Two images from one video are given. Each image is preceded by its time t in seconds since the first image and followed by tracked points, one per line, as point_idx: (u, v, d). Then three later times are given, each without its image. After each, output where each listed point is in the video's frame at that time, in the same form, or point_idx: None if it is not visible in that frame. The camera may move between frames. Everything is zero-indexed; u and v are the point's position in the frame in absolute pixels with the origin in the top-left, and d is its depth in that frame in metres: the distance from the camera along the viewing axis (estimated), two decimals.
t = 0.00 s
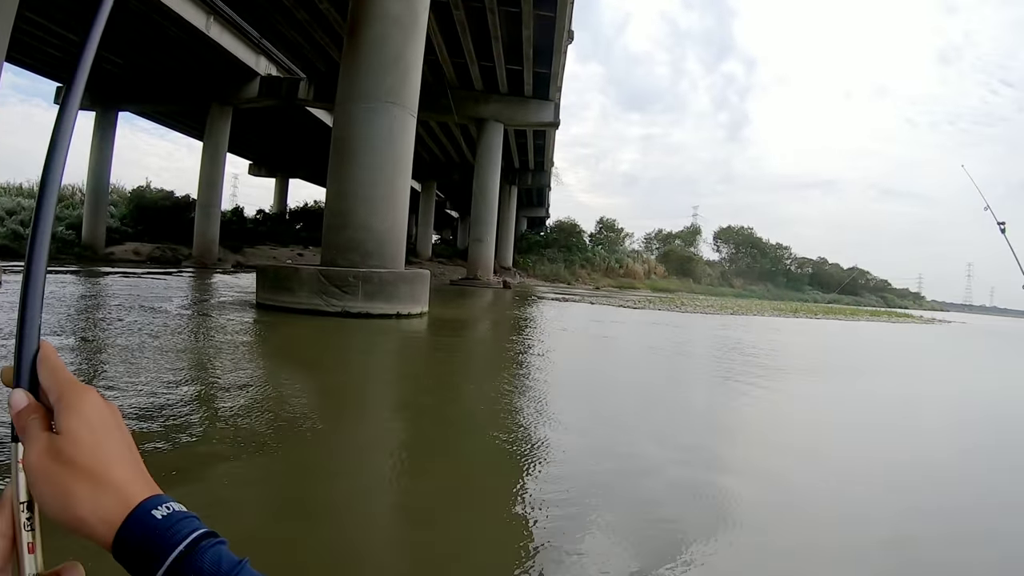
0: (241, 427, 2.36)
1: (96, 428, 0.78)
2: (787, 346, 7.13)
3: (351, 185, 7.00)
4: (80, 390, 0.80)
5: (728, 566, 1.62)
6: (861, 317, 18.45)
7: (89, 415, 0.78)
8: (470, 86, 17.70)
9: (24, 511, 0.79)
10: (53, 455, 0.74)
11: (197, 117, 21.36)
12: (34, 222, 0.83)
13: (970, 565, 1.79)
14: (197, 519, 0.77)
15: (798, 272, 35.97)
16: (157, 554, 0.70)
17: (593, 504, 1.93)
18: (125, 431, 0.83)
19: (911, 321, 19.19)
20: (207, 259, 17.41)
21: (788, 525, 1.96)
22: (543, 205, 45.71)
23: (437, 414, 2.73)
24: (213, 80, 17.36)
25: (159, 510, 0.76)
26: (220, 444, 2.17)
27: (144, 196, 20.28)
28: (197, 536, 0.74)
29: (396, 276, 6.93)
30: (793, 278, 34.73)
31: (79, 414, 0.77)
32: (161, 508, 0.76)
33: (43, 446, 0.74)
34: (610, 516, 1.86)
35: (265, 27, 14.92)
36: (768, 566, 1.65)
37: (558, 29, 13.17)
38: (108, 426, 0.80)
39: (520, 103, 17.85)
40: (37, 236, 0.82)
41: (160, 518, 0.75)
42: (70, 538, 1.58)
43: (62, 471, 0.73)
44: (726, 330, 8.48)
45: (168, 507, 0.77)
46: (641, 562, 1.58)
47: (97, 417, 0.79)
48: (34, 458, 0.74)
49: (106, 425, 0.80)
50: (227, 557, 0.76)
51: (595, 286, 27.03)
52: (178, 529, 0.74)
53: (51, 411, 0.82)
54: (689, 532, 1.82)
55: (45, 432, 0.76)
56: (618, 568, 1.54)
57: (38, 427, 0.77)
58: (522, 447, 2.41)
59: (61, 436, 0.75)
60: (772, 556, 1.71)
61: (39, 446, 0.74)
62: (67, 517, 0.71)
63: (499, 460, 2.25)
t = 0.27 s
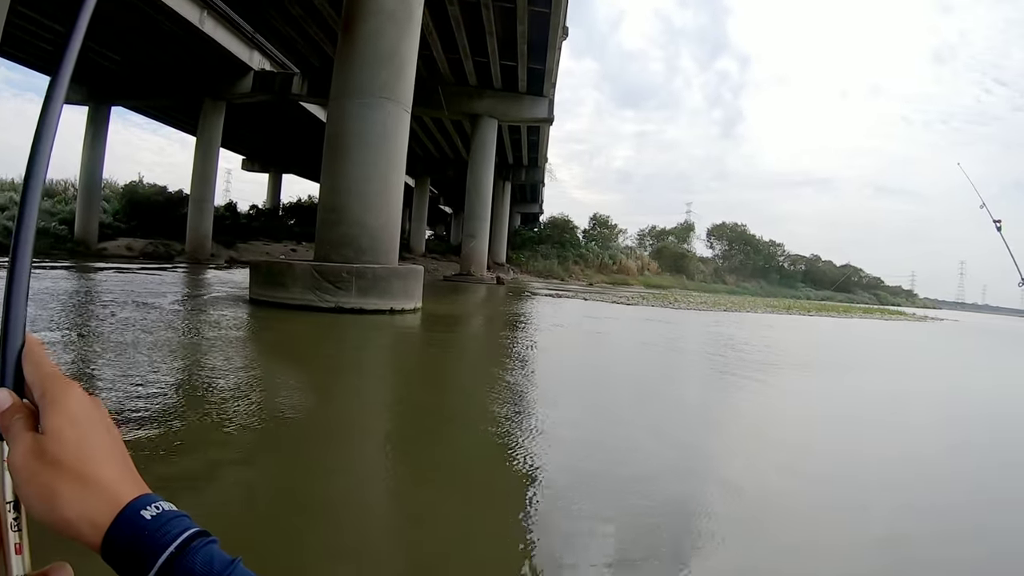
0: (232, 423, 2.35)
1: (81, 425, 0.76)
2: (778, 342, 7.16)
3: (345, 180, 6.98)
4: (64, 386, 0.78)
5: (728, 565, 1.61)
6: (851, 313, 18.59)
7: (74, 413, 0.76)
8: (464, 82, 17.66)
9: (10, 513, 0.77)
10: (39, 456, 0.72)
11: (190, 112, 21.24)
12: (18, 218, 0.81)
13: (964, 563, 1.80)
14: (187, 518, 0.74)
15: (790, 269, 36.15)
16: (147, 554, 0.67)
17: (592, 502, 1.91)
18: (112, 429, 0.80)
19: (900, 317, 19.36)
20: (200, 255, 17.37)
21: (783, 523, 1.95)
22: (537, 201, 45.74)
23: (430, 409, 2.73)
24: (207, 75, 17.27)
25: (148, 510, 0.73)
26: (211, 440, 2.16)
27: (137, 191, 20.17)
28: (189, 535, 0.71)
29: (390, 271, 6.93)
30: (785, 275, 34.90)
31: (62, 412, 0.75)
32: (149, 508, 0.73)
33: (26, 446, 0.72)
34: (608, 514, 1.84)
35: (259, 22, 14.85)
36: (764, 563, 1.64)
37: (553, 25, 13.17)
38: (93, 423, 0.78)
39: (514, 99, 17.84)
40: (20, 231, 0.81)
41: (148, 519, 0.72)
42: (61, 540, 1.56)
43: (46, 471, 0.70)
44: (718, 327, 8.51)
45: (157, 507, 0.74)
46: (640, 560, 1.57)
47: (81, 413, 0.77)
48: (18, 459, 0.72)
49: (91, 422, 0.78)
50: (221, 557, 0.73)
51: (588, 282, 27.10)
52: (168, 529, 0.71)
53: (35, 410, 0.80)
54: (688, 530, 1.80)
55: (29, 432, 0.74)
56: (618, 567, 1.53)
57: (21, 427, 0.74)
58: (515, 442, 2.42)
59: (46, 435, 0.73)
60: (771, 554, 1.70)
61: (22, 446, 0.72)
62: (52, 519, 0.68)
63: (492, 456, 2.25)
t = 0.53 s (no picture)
0: (227, 417, 2.35)
1: (87, 423, 0.77)
2: (773, 340, 7.18)
3: (341, 176, 6.97)
4: (71, 384, 0.79)
5: (725, 562, 1.62)
6: (845, 311, 18.64)
7: (81, 412, 0.77)
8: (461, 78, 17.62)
9: (15, 511, 0.77)
10: (46, 454, 0.73)
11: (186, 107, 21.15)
12: (27, 213, 0.82)
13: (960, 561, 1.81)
14: (195, 518, 0.76)
15: (786, 267, 36.24)
16: (154, 556, 0.69)
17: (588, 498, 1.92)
18: (118, 428, 0.81)
19: (893, 316, 19.43)
20: (195, 250, 17.33)
21: (780, 520, 1.96)
22: (532, 198, 45.71)
23: (425, 405, 2.75)
24: (203, 69, 17.19)
25: (156, 509, 0.75)
26: (207, 433, 2.17)
27: (132, 185, 20.09)
28: (196, 536, 0.73)
29: (386, 267, 6.92)
30: (780, 273, 34.97)
31: (69, 410, 0.76)
32: (156, 508, 0.75)
33: (33, 444, 0.73)
34: (603, 510, 1.85)
35: (255, 16, 14.80)
36: (759, 559, 1.66)
37: (550, 21, 13.17)
38: (99, 421, 0.79)
39: (511, 95, 17.82)
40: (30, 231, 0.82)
41: (156, 518, 0.73)
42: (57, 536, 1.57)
43: (53, 470, 0.72)
44: (713, 324, 8.54)
45: (165, 507, 0.76)
46: (637, 557, 1.58)
47: (88, 412, 0.78)
48: (25, 458, 0.73)
49: (98, 421, 0.79)
50: (227, 556, 0.74)
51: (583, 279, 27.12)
52: (175, 529, 0.72)
53: (41, 407, 0.80)
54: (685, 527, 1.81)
55: (36, 430, 0.75)
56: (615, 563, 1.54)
57: (28, 425, 0.75)
58: (510, 438, 2.42)
59: (52, 434, 0.74)
60: (767, 551, 1.71)
61: (29, 445, 0.73)
62: (59, 518, 0.70)
63: (487, 451, 2.26)
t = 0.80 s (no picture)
0: (225, 413, 2.36)
1: (100, 423, 0.78)
2: (766, 338, 7.19)
3: (337, 172, 6.95)
4: (83, 384, 0.80)
5: (720, 558, 1.63)
6: (838, 310, 18.70)
7: (94, 413, 0.79)
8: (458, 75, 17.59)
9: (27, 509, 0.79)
10: (59, 453, 0.75)
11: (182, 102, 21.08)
12: (40, 218, 0.83)
13: (951, 559, 1.82)
14: (205, 518, 0.78)
15: (781, 266, 36.32)
16: (167, 555, 0.71)
17: (584, 494, 1.94)
18: (129, 427, 0.83)
19: (886, 315, 19.50)
20: (190, 245, 17.28)
21: (773, 518, 1.96)
22: (528, 195, 45.68)
23: (422, 401, 2.75)
24: (199, 64, 17.13)
25: (168, 509, 0.77)
26: (204, 429, 2.17)
27: (127, 180, 20.01)
28: (208, 536, 0.75)
29: (381, 264, 6.91)
30: (776, 272, 35.02)
31: (82, 410, 0.78)
32: (169, 507, 0.77)
33: (47, 443, 0.75)
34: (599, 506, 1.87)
35: (252, 12, 14.76)
36: (752, 554, 1.67)
37: (547, 19, 13.17)
38: (111, 421, 0.81)
39: (508, 92, 17.80)
40: (43, 232, 0.83)
41: (168, 518, 0.75)
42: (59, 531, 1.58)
43: (66, 469, 0.73)
44: (708, 322, 8.54)
45: (177, 507, 0.78)
46: (633, 553, 1.60)
47: (100, 412, 0.79)
48: (39, 457, 0.74)
49: (110, 420, 0.81)
50: (239, 556, 0.77)
51: (579, 277, 27.12)
52: (188, 528, 0.75)
53: (53, 406, 0.82)
54: (680, 524, 1.83)
55: (49, 428, 0.77)
56: (613, 559, 1.56)
57: (42, 424, 0.77)
58: (506, 434, 2.43)
59: (65, 433, 0.75)
60: (759, 547, 1.72)
61: (42, 443, 0.75)
62: (72, 516, 0.71)
63: (484, 447, 2.27)
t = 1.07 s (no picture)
0: (220, 411, 2.35)
1: (103, 423, 0.78)
2: (760, 338, 7.21)
3: (333, 170, 6.94)
4: (84, 383, 0.80)
5: (718, 558, 1.63)
6: (832, 310, 18.77)
7: (96, 412, 0.78)
8: (454, 73, 17.58)
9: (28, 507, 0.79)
10: (60, 453, 0.74)
11: (178, 100, 21.03)
12: (40, 218, 0.83)
13: (946, 559, 1.83)
14: (207, 517, 0.77)
15: (776, 266, 36.48)
16: (167, 556, 0.70)
17: (583, 494, 1.94)
18: (132, 426, 0.83)
19: (879, 315, 19.60)
20: (186, 243, 17.23)
21: (768, 517, 1.97)
22: (524, 194, 45.70)
23: (417, 400, 2.75)
24: (195, 62, 17.08)
25: (171, 508, 0.77)
26: (199, 427, 2.17)
27: (122, 178, 19.95)
28: (210, 535, 0.75)
29: (376, 262, 6.90)
30: (771, 273, 35.13)
31: (84, 410, 0.77)
32: (171, 506, 0.77)
33: (49, 442, 0.75)
34: (599, 506, 1.87)
35: (248, 10, 14.72)
36: (752, 555, 1.68)
37: (543, 18, 13.18)
38: (113, 420, 0.80)
39: (504, 91, 17.80)
40: (44, 228, 0.83)
41: (171, 517, 0.75)
42: (57, 529, 1.58)
43: (69, 468, 0.73)
44: (703, 322, 8.56)
45: (179, 505, 0.78)
46: (633, 552, 1.60)
47: (102, 412, 0.79)
48: (39, 456, 0.74)
49: (112, 421, 0.80)
50: (241, 555, 0.76)
51: (574, 276, 27.18)
52: (190, 528, 0.74)
53: (55, 405, 0.82)
54: (677, 523, 1.83)
55: (49, 426, 0.77)
56: (612, 559, 1.56)
57: (43, 422, 0.77)
58: (502, 433, 2.43)
59: (66, 431, 0.75)
60: (760, 548, 1.72)
61: (43, 442, 0.75)
62: (73, 516, 0.71)
63: (480, 447, 2.26)
